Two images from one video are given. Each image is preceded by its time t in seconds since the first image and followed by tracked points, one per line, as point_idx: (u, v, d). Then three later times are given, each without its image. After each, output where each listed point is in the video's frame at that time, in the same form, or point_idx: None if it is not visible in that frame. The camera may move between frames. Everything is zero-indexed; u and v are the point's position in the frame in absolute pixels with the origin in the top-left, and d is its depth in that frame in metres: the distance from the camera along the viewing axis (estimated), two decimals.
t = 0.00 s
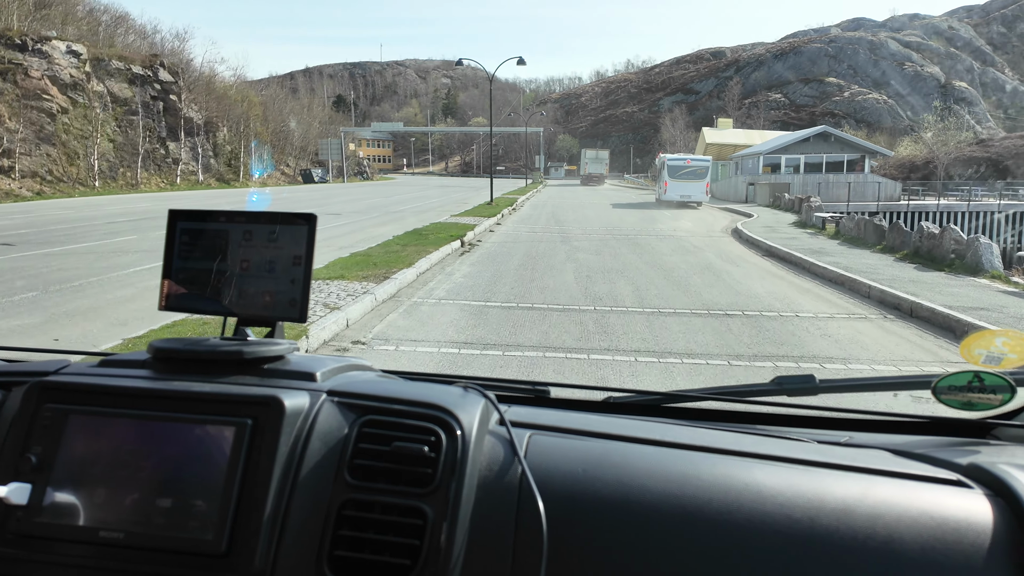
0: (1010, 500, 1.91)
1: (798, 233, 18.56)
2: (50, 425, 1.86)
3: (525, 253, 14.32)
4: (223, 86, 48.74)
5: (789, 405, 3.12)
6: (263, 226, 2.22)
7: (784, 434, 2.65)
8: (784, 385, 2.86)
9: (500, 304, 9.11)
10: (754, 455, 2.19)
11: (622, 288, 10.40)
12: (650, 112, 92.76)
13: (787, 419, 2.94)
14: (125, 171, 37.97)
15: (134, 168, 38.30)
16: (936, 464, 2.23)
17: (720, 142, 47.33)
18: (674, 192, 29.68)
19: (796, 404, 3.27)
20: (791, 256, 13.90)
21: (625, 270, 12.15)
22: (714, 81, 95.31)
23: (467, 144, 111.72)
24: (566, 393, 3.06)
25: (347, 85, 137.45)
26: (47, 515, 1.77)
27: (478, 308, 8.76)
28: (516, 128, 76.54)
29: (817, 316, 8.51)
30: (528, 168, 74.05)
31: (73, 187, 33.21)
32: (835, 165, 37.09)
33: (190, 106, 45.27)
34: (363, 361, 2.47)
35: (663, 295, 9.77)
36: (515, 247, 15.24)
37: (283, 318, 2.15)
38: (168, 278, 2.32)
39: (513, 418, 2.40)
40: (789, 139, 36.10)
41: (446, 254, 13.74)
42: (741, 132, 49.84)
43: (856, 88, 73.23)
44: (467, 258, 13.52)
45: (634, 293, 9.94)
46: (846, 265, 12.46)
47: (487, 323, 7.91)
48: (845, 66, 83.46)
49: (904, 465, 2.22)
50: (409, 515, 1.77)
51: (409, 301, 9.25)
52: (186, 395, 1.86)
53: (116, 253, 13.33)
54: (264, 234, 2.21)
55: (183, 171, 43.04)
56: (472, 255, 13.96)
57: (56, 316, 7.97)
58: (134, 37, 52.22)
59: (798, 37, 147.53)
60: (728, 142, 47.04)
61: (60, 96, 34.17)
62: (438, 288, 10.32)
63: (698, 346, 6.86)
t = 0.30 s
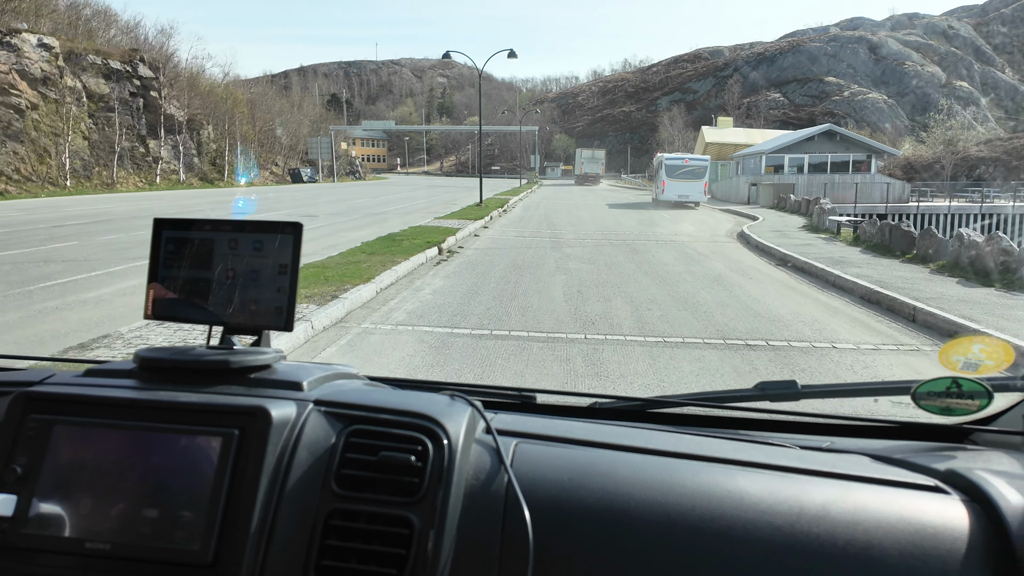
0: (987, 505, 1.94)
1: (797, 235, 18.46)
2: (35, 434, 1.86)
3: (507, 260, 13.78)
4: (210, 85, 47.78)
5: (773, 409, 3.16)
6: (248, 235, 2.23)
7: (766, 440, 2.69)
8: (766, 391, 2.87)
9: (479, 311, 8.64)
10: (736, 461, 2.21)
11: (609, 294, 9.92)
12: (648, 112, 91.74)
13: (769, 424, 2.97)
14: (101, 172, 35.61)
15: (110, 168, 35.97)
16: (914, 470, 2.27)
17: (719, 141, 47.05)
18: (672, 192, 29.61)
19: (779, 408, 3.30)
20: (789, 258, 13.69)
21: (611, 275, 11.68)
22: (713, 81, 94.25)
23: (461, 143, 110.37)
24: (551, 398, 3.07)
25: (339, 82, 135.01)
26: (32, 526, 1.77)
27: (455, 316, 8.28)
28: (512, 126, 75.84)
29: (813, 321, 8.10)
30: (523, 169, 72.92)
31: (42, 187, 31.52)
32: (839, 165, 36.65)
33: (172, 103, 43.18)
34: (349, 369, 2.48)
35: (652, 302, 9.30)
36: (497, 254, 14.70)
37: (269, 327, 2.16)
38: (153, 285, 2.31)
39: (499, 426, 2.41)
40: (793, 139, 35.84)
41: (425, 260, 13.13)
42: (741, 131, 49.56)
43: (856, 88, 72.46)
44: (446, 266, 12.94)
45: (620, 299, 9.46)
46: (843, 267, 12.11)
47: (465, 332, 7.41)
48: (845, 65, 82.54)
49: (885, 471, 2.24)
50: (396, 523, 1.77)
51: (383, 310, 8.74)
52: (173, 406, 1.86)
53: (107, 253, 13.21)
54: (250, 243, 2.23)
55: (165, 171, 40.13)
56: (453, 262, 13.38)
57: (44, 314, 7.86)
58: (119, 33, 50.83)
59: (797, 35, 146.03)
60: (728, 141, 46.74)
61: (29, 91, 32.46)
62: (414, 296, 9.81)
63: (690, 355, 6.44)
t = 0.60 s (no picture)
0: (1001, 487, 1.89)
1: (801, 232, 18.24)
2: (16, 415, 1.79)
3: (500, 257, 13.30)
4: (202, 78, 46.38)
5: (775, 395, 3.10)
6: (238, 211, 2.16)
7: (769, 426, 2.63)
8: (766, 376, 2.82)
9: (469, 309, 8.17)
10: (742, 444, 2.15)
11: (605, 292, 9.44)
12: (647, 110, 90.94)
13: (772, 411, 2.91)
14: (76, 171, 34.92)
15: (85, 167, 35.35)
16: (924, 455, 2.20)
17: (721, 139, 46.79)
18: (672, 190, 29.50)
19: (782, 394, 3.24)
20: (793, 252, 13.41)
21: (608, 272, 11.26)
22: (713, 79, 93.44)
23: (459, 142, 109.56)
24: (550, 383, 3.01)
25: (336, 81, 133.89)
26: (13, 509, 1.70)
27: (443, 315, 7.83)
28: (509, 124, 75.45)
29: (822, 317, 7.66)
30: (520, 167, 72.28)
31: (9, 185, 30.80)
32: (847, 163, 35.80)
33: (153, 99, 41.74)
34: (344, 352, 2.41)
35: (651, 300, 8.85)
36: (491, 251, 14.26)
37: (261, 306, 2.08)
38: (140, 264, 2.24)
39: (499, 408, 2.35)
40: (800, 135, 35.13)
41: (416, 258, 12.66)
42: (742, 129, 49.32)
43: (859, 86, 71.79)
44: (437, 263, 12.46)
45: (618, 297, 9.04)
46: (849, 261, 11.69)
47: (453, 331, 6.97)
48: (848, 61, 81.64)
49: (894, 455, 2.19)
50: (395, 506, 1.71)
51: (368, 309, 8.30)
52: (161, 384, 1.80)
53: (105, 251, 13.21)
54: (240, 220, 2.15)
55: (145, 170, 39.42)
56: (444, 260, 12.90)
57: (37, 310, 7.80)
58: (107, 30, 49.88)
59: (800, 32, 144.61)
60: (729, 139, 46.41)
61: None
62: (402, 294, 9.35)
63: (695, 354, 5.99)
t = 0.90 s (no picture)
0: (973, 483, 1.94)
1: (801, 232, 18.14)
2: (10, 414, 1.82)
3: (493, 257, 13.16)
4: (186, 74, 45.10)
5: (761, 389, 3.16)
6: (228, 211, 2.19)
7: (751, 421, 2.69)
8: (749, 371, 2.87)
9: (461, 309, 8.05)
10: (723, 440, 2.20)
11: (597, 290, 9.40)
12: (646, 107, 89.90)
13: (756, 406, 2.96)
14: (48, 169, 33.63)
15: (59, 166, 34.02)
16: (900, 449, 2.26)
17: (725, 137, 46.57)
18: (673, 189, 29.41)
19: (769, 389, 3.28)
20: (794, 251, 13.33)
21: (603, 270, 11.15)
22: (714, 76, 92.36)
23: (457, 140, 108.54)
24: (537, 379, 3.05)
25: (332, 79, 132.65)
26: (7, 509, 1.74)
27: (434, 314, 7.70)
28: (506, 121, 74.88)
29: (818, 317, 7.55)
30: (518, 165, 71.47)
31: None
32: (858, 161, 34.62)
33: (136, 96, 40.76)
34: (332, 351, 2.44)
35: (645, 299, 8.75)
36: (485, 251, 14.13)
37: (249, 307, 2.11)
38: (129, 263, 2.26)
39: (485, 407, 2.38)
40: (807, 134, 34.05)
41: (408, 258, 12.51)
42: (746, 126, 49.06)
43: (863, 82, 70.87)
44: (430, 262, 12.29)
45: (612, 296, 8.92)
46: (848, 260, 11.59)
47: (444, 330, 6.84)
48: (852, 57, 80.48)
49: (871, 450, 2.24)
50: (382, 504, 1.74)
51: (359, 308, 8.19)
52: (150, 384, 1.82)
53: (102, 250, 13.20)
54: (229, 220, 2.18)
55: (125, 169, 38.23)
56: (437, 260, 12.75)
57: (29, 309, 7.82)
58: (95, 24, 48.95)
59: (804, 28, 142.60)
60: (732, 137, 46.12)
61: None
62: (393, 293, 9.21)
63: (690, 354, 5.87)
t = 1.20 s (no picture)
0: (966, 481, 1.95)
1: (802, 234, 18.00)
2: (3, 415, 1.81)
3: (484, 260, 13.05)
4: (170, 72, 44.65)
5: (756, 390, 3.16)
6: (222, 211, 2.18)
7: (746, 420, 2.70)
8: (744, 372, 2.88)
9: (452, 313, 7.94)
10: (719, 439, 2.21)
11: (588, 293, 9.42)
12: (645, 107, 88.82)
13: (750, 405, 2.96)
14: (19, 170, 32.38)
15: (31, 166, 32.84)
16: (893, 448, 2.27)
17: (728, 134, 46.56)
18: (675, 188, 29.07)
19: (763, 388, 3.29)
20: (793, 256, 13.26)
21: (596, 275, 11.17)
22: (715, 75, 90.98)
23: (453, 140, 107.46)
24: (532, 379, 3.05)
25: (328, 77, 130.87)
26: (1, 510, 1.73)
27: (425, 320, 7.59)
28: (503, 118, 74.34)
29: (813, 321, 7.48)
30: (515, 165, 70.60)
31: None
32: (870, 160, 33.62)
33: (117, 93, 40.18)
34: (327, 352, 2.44)
35: (638, 303, 8.68)
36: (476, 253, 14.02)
37: (244, 308, 2.10)
38: (123, 262, 2.26)
39: (481, 406, 2.38)
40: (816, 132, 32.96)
41: (398, 262, 12.38)
42: (747, 126, 48.78)
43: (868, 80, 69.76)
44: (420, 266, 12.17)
45: (605, 300, 8.83)
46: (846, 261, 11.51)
47: (437, 336, 6.74)
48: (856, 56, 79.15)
49: (865, 449, 2.25)
50: (378, 504, 1.74)
51: (351, 313, 8.10)
52: (145, 384, 1.82)
53: (96, 252, 13.11)
54: (223, 220, 2.17)
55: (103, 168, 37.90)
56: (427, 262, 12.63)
57: (21, 311, 7.78)
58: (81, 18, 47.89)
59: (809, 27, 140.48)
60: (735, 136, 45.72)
61: None
62: (383, 297, 9.12)
63: (687, 360, 5.79)
